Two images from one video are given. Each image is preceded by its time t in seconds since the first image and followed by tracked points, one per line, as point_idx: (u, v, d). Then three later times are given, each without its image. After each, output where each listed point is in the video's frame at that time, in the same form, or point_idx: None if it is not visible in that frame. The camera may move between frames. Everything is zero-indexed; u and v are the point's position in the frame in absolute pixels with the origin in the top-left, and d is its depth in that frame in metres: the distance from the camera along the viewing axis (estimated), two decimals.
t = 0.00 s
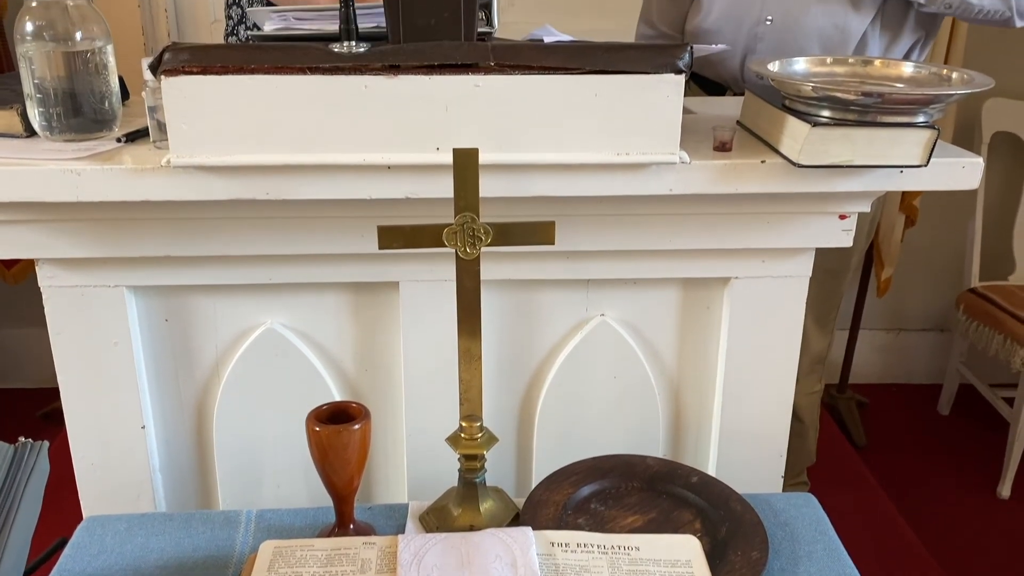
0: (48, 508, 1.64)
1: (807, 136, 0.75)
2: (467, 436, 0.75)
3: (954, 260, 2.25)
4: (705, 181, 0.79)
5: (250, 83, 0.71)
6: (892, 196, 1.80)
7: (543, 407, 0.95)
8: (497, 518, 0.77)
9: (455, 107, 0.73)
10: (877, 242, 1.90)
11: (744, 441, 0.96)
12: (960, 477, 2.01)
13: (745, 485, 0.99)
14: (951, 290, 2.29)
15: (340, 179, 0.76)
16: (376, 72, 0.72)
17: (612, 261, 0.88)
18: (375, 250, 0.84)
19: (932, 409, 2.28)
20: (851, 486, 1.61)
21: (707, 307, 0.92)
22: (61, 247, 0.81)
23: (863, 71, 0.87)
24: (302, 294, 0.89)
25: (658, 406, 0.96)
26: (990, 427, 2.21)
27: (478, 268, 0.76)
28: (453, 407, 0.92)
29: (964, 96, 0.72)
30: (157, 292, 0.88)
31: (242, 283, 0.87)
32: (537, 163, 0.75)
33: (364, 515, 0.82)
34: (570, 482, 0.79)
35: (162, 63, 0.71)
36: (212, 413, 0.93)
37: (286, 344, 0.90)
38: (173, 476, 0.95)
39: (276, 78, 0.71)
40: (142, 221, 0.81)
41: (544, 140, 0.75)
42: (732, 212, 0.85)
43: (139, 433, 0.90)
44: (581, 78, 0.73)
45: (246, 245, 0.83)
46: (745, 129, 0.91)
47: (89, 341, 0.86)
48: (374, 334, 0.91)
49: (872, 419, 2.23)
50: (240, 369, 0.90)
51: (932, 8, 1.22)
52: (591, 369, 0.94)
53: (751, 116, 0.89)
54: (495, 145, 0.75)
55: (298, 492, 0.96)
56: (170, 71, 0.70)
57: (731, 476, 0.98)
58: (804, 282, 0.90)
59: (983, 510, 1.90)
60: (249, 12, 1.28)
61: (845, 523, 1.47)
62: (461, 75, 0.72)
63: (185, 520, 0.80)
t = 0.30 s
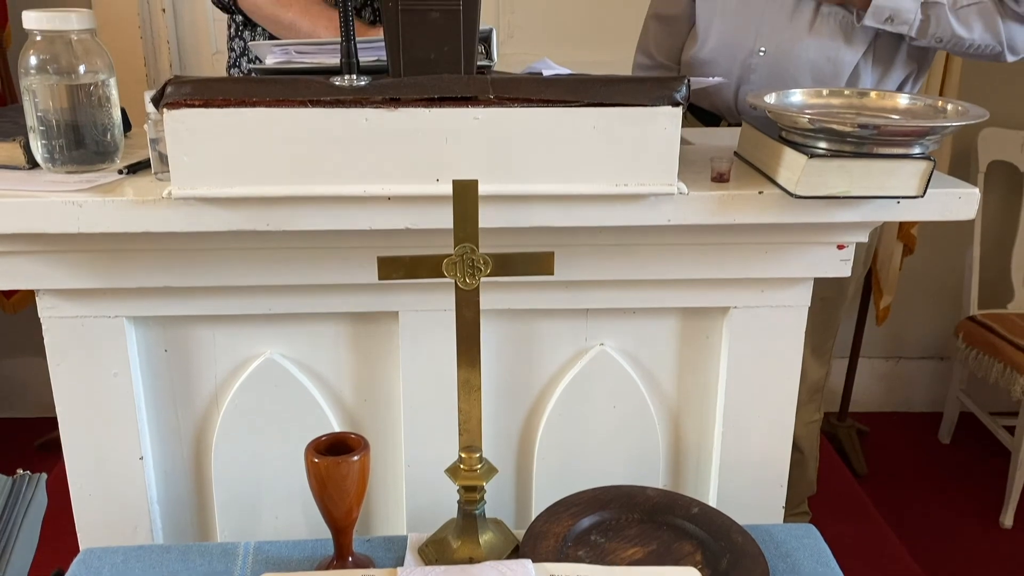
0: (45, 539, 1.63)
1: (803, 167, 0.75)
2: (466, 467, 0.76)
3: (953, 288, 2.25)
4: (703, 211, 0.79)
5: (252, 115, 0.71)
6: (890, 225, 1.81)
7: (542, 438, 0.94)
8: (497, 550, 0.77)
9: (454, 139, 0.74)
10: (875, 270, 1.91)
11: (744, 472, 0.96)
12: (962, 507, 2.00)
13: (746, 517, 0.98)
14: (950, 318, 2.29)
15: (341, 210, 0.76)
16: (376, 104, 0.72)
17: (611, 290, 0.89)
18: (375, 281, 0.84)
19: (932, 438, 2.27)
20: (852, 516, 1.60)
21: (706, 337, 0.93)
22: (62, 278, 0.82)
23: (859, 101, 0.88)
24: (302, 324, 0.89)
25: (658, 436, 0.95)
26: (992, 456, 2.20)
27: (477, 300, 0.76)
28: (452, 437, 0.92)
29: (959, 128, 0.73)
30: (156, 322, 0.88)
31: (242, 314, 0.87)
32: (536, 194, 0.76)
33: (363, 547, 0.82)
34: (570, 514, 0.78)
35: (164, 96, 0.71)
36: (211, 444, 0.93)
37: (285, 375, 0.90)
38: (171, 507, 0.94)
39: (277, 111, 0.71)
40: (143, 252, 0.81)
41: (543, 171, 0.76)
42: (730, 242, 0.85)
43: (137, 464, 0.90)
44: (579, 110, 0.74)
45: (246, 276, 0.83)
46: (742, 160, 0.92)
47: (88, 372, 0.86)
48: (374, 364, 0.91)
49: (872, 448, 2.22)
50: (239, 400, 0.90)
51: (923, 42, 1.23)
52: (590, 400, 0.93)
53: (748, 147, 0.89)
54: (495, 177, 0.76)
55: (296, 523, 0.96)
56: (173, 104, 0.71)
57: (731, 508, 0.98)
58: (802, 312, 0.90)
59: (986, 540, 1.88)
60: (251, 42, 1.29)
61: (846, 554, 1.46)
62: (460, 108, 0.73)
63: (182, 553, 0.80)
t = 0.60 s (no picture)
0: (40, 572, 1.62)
1: (800, 201, 0.76)
2: (465, 501, 0.75)
3: (952, 319, 2.26)
4: (701, 244, 0.80)
5: (254, 150, 0.72)
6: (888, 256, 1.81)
7: (541, 470, 0.94)
8: None
9: (454, 173, 0.74)
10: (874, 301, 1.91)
11: (744, 505, 0.96)
12: (964, 539, 1.99)
13: (746, 551, 0.98)
14: (949, 349, 2.29)
15: (341, 243, 0.77)
16: (377, 138, 0.73)
17: (611, 322, 0.89)
18: (374, 313, 0.85)
19: (933, 469, 2.26)
20: (853, 549, 1.59)
21: (705, 369, 0.93)
22: (62, 311, 0.82)
23: (854, 135, 0.89)
24: (301, 356, 0.89)
25: (658, 468, 0.95)
26: (993, 488, 2.19)
27: (475, 332, 0.77)
28: (451, 470, 0.92)
29: (954, 162, 0.74)
30: (156, 355, 0.88)
31: (242, 346, 0.87)
32: (535, 227, 0.77)
33: None
34: (569, 547, 0.77)
35: (167, 131, 0.72)
36: (208, 477, 0.92)
37: (283, 408, 0.89)
38: (168, 540, 0.94)
39: (278, 146, 0.72)
40: (144, 284, 0.82)
41: (541, 205, 0.76)
42: (728, 275, 0.86)
43: (135, 497, 0.90)
44: (578, 145, 0.74)
45: (246, 309, 0.84)
46: (739, 193, 0.92)
47: (87, 404, 0.86)
48: (373, 396, 0.91)
49: (873, 480, 2.21)
50: (238, 432, 0.90)
51: (918, 77, 1.25)
52: (590, 432, 0.93)
53: (745, 180, 0.90)
54: (493, 210, 0.76)
55: (293, 556, 0.95)
56: (175, 139, 0.71)
57: (732, 541, 0.97)
58: (800, 344, 0.91)
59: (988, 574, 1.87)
60: (253, 77, 1.30)
61: None
62: (459, 142, 0.73)
63: None
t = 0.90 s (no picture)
0: None
1: (796, 234, 0.77)
2: (463, 536, 0.77)
3: (951, 351, 2.26)
4: (698, 277, 0.80)
5: (253, 185, 0.73)
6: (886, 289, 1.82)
7: (540, 504, 0.93)
8: None
9: (452, 207, 0.75)
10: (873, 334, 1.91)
11: (744, 540, 0.95)
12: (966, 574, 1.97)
13: None
14: (949, 381, 2.28)
15: (340, 276, 0.77)
16: (376, 173, 0.74)
17: (609, 355, 0.89)
18: (372, 346, 0.85)
19: (934, 503, 2.24)
20: None
21: (704, 402, 0.93)
22: (60, 344, 0.82)
23: (850, 170, 0.89)
24: (299, 389, 0.89)
25: (657, 502, 0.94)
26: (995, 522, 2.18)
27: (473, 366, 0.77)
28: (449, 503, 0.91)
29: (948, 197, 0.75)
30: (154, 389, 0.88)
31: (241, 379, 0.87)
32: (533, 260, 0.77)
33: None
34: None
35: (168, 166, 0.73)
36: (205, 512, 0.92)
37: (280, 442, 0.89)
38: None
39: (279, 180, 0.73)
40: (143, 318, 0.82)
41: (539, 239, 0.77)
42: (725, 308, 0.86)
43: (131, 532, 0.89)
44: (575, 179, 0.75)
45: (245, 342, 0.84)
46: (736, 228, 0.93)
47: (85, 438, 0.86)
48: (371, 430, 0.91)
49: (874, 514, 2.19)
50: (235, 466, 0.89)
51: (913, 111, 1.26)
52: (589, 466, 0.93)
53: (742, 215, 0.91)
54: (492, 244, 0.77)
55: None
56: (176, 174, 0.72)
57: None
58: (799, 377, 0.91)
59: None
60: (254, 112, 1.31)
61: None
62: (458, 177, 0.74)
63: None
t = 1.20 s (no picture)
0: None
1: (792, 271, 0.77)
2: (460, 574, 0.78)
3: (951, 386, 2.25)
4: (695, 313, 0.81)
5: (253, 222, 0.73)
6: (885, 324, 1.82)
7: (537, 542, 0.93)
8: None
9: (450, 244, 0.76)
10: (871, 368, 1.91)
11: None
12: None
13: None
14: (949, 416, 2.28)
15: (338, 312, 0.77)
16: (375, 210, 0.74)
17: (607, 390, 0.89)
18: (370, 382, 0.85)
19: (936, 539, 2.23)
20: None
21: (702, 438, 0.93)
22: (59, 380, 0.82)
23: (845, 207, 0.90)
24: (296, 424, 0.89)
25: (656, 540, 0.94)
26: (997, 559, 2.16)
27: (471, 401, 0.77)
28: (446, 540, 0.91)
29: (942, 234, 0.76)
30: (151, 425, 0.88)
31: (238, 415, 0.87)
32: (530, 296, 0.77)
33: None
34: None
35: (169, 204, 0.73)
36: (200, 549, 0.91)
37: (277, 478, 0.89)
38: None
39: (278, 218, 0.73)
40: (142, 354, 0.82)
41: (536, 275, 0.77)
42: (722, 344, 0.86)
43: (126, 568, 0.89)
44: (572, 216, 0.76)
45: (244, 378, 0.84)
46: (732, 264, 0.93)
47: (81, 474, 0.86)
48: (369, 466, 0.91)
49: (875, 550, 2.17)
50: (231, 502, 0.89)
51: (909, 147, 1.27)
52: (587, 503, 0.92)
53: (738, 251, 0.91)
54: (490, 280, 0.77)
55: None
56: (177, 212, 0.73)
57: None
58: (797, 413, 0.91)
59: None
60: (255, 149, 1.33)
61: None
62: (456, 213, 0.75)
63: None
